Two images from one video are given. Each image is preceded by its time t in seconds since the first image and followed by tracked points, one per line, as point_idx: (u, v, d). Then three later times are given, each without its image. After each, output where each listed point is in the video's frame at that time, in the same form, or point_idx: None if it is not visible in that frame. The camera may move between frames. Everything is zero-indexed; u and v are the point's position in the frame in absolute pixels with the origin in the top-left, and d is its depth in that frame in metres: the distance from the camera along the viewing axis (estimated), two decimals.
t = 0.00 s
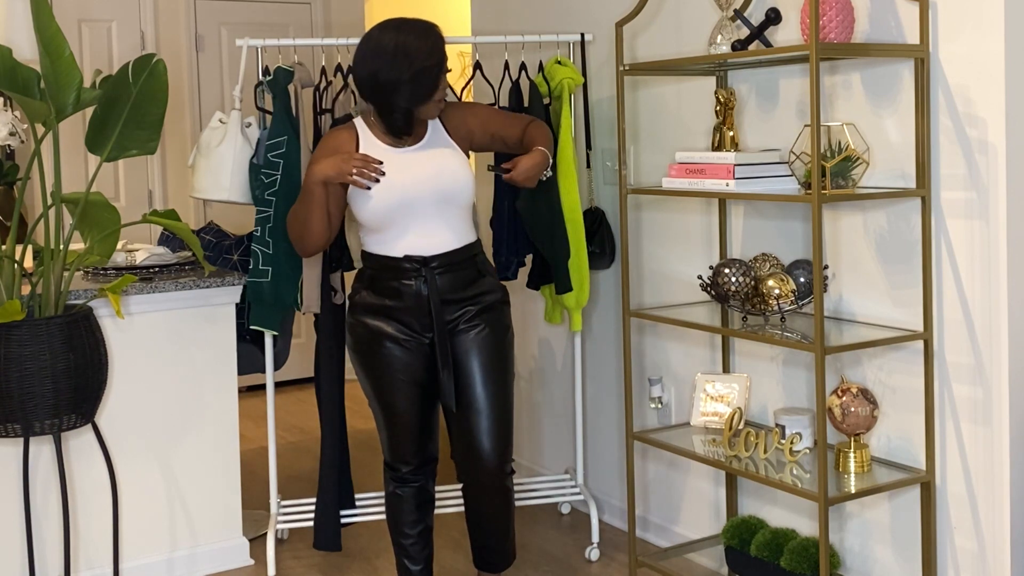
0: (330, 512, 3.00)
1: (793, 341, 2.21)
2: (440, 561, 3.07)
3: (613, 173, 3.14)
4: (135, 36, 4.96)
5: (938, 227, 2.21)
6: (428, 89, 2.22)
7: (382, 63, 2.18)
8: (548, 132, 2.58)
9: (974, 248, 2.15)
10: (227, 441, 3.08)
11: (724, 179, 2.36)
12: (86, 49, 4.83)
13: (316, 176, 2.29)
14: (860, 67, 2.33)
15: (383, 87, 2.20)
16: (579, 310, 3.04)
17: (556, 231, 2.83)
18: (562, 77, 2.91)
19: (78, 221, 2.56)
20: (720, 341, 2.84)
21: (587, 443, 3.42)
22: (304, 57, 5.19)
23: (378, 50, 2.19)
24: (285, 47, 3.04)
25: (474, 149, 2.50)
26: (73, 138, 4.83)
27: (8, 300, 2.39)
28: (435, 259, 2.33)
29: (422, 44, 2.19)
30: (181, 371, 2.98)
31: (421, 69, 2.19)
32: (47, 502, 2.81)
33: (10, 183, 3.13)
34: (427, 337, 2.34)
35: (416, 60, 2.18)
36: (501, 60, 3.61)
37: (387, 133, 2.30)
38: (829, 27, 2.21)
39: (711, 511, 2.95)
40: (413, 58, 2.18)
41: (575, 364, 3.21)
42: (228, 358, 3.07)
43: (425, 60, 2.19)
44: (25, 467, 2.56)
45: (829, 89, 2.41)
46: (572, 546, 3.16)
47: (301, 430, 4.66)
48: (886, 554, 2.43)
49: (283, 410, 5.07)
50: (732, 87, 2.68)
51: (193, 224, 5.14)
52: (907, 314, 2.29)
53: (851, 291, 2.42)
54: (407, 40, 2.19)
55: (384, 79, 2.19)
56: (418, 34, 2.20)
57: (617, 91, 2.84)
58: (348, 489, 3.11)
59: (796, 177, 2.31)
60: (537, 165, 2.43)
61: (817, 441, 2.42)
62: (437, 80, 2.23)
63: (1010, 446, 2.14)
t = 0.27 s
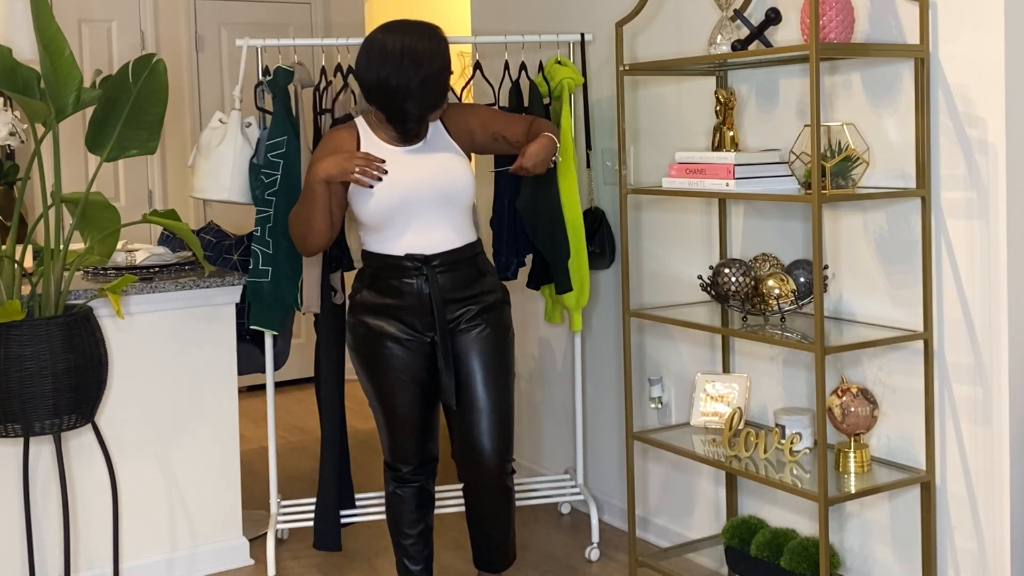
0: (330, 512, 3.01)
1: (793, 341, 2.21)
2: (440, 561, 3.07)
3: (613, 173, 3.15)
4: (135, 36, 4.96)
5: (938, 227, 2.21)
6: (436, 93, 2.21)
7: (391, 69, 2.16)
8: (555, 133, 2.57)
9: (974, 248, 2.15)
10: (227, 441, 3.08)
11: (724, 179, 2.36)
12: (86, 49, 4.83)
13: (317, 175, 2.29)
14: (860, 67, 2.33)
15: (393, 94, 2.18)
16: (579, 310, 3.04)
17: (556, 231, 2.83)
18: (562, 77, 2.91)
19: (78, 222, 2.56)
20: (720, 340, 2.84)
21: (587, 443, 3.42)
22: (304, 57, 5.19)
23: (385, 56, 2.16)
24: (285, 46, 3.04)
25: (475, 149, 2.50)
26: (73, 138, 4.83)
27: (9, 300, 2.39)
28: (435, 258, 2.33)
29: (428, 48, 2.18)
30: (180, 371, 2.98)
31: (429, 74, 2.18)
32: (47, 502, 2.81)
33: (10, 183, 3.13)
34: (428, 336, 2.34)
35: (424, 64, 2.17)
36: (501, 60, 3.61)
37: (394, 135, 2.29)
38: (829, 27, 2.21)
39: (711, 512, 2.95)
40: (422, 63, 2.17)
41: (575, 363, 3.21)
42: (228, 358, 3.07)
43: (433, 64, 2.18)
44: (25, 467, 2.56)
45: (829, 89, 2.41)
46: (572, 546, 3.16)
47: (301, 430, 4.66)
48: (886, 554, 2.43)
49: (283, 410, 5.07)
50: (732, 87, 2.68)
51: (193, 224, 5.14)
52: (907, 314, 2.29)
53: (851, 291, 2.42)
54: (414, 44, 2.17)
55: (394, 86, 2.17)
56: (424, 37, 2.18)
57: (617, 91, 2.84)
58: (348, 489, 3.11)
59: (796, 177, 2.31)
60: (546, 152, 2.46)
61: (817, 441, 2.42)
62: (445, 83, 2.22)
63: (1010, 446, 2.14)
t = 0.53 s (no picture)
0: (330, 512, 3.01)
1: (793, 341, 2.21)
2: (440, 561, 3.07)
3: (613, 173, 3.15)
4: (135, 36, 4.96)
5: (938, 227, 2.21)
6: (435, 92, 2.21)
7: (388, 67, 2.16)
8: (558, 143, 2.56)
9: (974, 248, 2.15)
10: (227, 441, 3.08)
11: (724, 179, 2.36)
12: (86, 48, 4.83)
13: (318, 177, 2.29)
14: (860, 67, 2.33)
15: (390, 93, 2.18)
16: (579, 310, 3.04)
17: (556, 231, 2.83)
18: (562, 77, 2.91)
19: (78, 222, 2.56)
20: (720, 340, 2.84)
21: (587, 443, 3.42)
22: (304, 57, 5.19)
23: (383, 56, 2.16)
24: (285, 47, 3.04)
25: (476, 153, 2.48)
26: (73, 138, 4.83)
27: (8, 300, 2.39)
28: (434, 257, 2.33)
29: (427, 47, 2.18)
30: (180, 371, 2.98)
31: (427, 74, 2.17)
32: (47, 502, 2.81)
33: (10, 183, 3.13)
34: (427, 336, 2.34)
35: (423, 64, 2.17)
36: (501, 60, 3.61)
37: (393, 135, 2.29)
38: (829, 27, 2.21)
39: (711, 512, 2.95)
40: (420, 63, 2.17)
41: (575, 363, 3.21)
42: (228, 359, 3.07)
43: (432, 63, 2.18)
44: (25, 467, 2.56)
45: (829, 89, 2.41)
46: (572, 547, 3.16)
47: (301, 430, 4.66)
48: (886, 554, 2.43)
49: (283, 410, 5.07)
50: (732, 87, 2.68)
51: (193, 224, 5.14)
52: (907, 314, 2.29)
53: (851, 291, 2.42)
54: (413, 43, 2.17)
55: (392, 85, 2.17)
56: (423, 37, 2.18)
57: (617, 91, 2.84)
58: (347, 489, 3.11)
59: (796, 177, 2.31)
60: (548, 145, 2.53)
61: (817, 441, 2.42)
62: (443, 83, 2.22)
63: (1010, 446, 2.14)
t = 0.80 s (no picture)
0: (330, 512, 3.01)
1: (793, 341, 2.21)
2: (440, 561, 3.07)
3: (613, 173, 3.15)
4: (135, 36, 4.96)
5: (938, 227, 2.21)
6: (436, 94, 2.21)
7: (390, 68, 2.16)
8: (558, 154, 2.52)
9: (974, 248, 2.15)
10: (227, 441, 3.08)
11: (724, 179, 2.36)
12: (86, 49, 4.83)
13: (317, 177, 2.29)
14: (860, 67, 2.33)
15: (392, 94, 2.18)
16: (579, 310, 3.04)
17: (556, 232, 2.83)
18: (562, 77, 2.91)
19: (78, 222, 2.56)
20: (720, 340, 2.84)
21: (587, 443, 3.42)
22: (304, 57, 5.19)
23: (385, 57, 2.16)
24: (285, 47, 3.04)
25: (475, 158, 2.49)
26: (73, 138, 4.83)
27: (8, 300, 2.39)
28: (434, 258, 2.33)
29: (428, 48, 2.18)
30: (180, 371, 2.98)
31: (428, 75, 2.18)
32: (47, 502, 2.81)
33: (10, 183, 3.13)
34: (426, 336, 2.34)
35: (425, 65, 2.17)
36: (501, 60, 3.61)
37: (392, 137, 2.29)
38: (829, 27, 2.21)
39: (711, 511, 2.95)
40: (421, 64, 2.17)
41: (575, 363, 3.20)
42: (228, 359, 3.07)
43: (433, 65, 2.18)
44: (25, 467, 2.56)
45: (829, 89, 2.41)
46: (572, 547, 3.16)
47: (301, 430, 4.66)
48: (886, 554, 2.43)
49: (283, 410, 5.07)
50: (732, 87, 2.68)
51: (193, 224, 5.14)
52: (907, 314, 2.29)
53: (851, 291, 2.42)
54: (414, 45, 2.17)
55: (393, 86, 2.17)
56: (425, 38, 2.19)
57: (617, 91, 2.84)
58: (348, 489, 3.11)
59: (796, 177, 2.31)
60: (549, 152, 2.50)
61: (817, 441, 2.42)
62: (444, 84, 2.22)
63: (1010, 446, 2.14)
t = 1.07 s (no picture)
0: (330, 512, 3.01)
1: (793, 341, 2.22)
2: (440, 561, 3.07)
3: (613, 173, 3.15)
4: (135, 36, 4.96)
5: (938, 227, 2.21)
6: (437, 95, 2.21)
7: (392, 69, 2.16)
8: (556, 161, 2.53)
9: (974, 248, 2.15)
10: (227, 441, 3.08)
11: (724, 179, 2.36)
12: (86, 49, 4.83)
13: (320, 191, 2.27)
14: (860, 67, 2.33)
15: (392, 96, 2.18)
16: (579, 310, 3.04)
17: (556, 232, 2.83)
18: (562, 77, 2.91)
19: (78, 222, 2.56)
20: (719, 340, 2.84)
21: (587, 443, 3.42)
22: (304, 57, 5.19)
23: (387, 58, 2.16)
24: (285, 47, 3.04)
25: (474, 161, 2.50)
26: (73, 138, 4.83)
27: (9, 300, 2.39)
28: (433, 258, 2.33)
29: (428, 50, 2.18)
30: (180, 371, 2.98)
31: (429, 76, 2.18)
32: (47, 502, 2.81)
33: (10, 183, 3.13)
34: (425, 336, 2.34)
35: (425, 67, 2.17)
36: (501, 60, 3.61)
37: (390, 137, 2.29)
38: (829, 27, 2.21)
39: (710, 510, 2.95)
40: (421, 64, 2.17)
41: (575, 363, 3.20)
42: (228, 359, 3.07)
43: (434, 66, 2.18)
44: (25, 467, 2.56)
45: (829, 89, 2.41)
46: (572, 547, 3.16)
47: (301, 430, 4.66)
48: (886, 554, 2.43)
49: (283, 410, 5.07)
50: (732, 87, 2.68)
51: (193, 224, 5.14)
52: (907, 314, 2.29)
53: (851, 291, 2.42)
54: (414, 45, 2.17)
55: (393, 88, 2.17)
56: (424, 40, 2.19)
57: (617, 91, 2.84)
58: (348, 489, 3.11)
59: (796, 177, 2.31)
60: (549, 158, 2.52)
61: (817, 441, 2.42)
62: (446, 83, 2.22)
63: (1010, 446, 2.14)
